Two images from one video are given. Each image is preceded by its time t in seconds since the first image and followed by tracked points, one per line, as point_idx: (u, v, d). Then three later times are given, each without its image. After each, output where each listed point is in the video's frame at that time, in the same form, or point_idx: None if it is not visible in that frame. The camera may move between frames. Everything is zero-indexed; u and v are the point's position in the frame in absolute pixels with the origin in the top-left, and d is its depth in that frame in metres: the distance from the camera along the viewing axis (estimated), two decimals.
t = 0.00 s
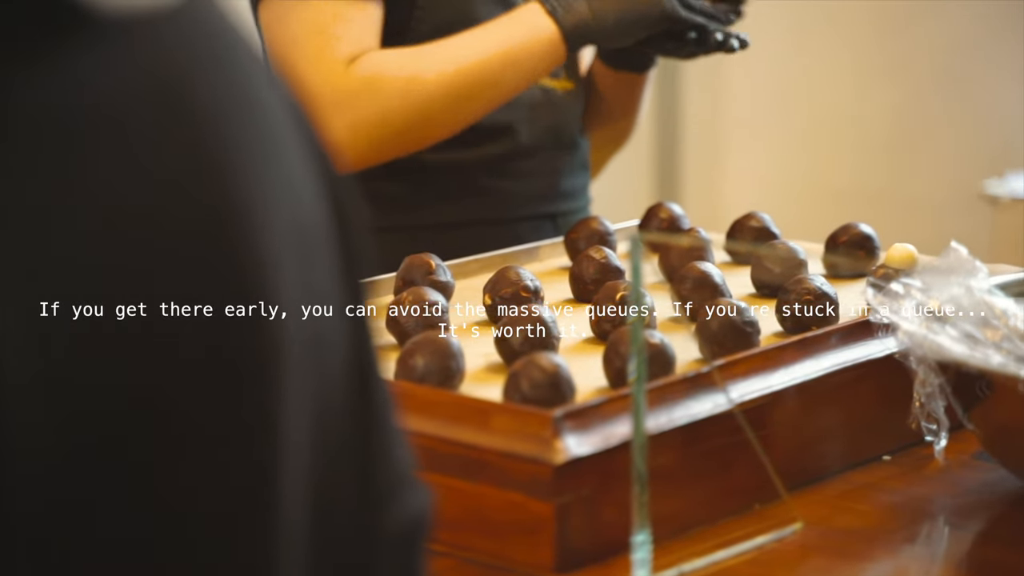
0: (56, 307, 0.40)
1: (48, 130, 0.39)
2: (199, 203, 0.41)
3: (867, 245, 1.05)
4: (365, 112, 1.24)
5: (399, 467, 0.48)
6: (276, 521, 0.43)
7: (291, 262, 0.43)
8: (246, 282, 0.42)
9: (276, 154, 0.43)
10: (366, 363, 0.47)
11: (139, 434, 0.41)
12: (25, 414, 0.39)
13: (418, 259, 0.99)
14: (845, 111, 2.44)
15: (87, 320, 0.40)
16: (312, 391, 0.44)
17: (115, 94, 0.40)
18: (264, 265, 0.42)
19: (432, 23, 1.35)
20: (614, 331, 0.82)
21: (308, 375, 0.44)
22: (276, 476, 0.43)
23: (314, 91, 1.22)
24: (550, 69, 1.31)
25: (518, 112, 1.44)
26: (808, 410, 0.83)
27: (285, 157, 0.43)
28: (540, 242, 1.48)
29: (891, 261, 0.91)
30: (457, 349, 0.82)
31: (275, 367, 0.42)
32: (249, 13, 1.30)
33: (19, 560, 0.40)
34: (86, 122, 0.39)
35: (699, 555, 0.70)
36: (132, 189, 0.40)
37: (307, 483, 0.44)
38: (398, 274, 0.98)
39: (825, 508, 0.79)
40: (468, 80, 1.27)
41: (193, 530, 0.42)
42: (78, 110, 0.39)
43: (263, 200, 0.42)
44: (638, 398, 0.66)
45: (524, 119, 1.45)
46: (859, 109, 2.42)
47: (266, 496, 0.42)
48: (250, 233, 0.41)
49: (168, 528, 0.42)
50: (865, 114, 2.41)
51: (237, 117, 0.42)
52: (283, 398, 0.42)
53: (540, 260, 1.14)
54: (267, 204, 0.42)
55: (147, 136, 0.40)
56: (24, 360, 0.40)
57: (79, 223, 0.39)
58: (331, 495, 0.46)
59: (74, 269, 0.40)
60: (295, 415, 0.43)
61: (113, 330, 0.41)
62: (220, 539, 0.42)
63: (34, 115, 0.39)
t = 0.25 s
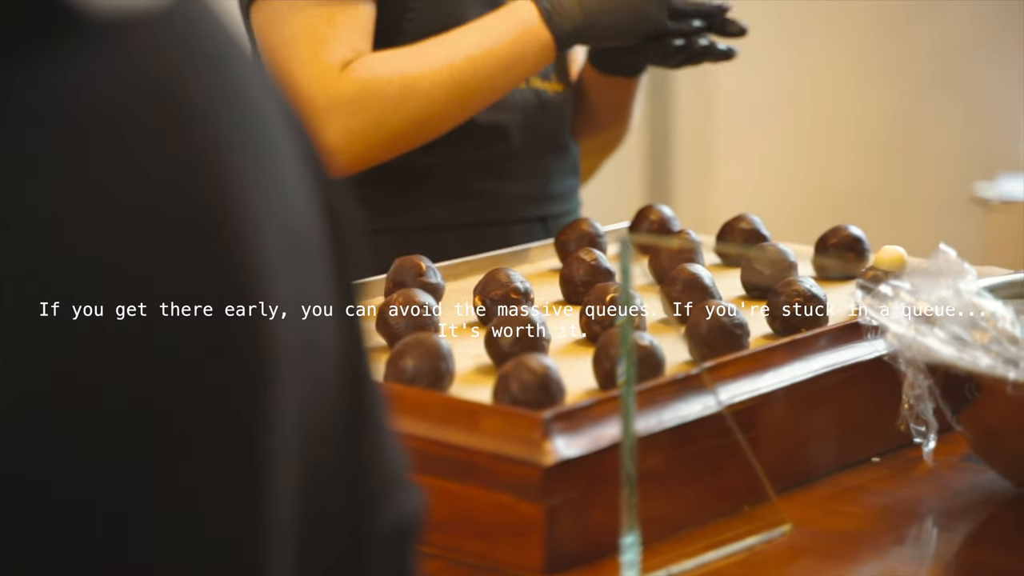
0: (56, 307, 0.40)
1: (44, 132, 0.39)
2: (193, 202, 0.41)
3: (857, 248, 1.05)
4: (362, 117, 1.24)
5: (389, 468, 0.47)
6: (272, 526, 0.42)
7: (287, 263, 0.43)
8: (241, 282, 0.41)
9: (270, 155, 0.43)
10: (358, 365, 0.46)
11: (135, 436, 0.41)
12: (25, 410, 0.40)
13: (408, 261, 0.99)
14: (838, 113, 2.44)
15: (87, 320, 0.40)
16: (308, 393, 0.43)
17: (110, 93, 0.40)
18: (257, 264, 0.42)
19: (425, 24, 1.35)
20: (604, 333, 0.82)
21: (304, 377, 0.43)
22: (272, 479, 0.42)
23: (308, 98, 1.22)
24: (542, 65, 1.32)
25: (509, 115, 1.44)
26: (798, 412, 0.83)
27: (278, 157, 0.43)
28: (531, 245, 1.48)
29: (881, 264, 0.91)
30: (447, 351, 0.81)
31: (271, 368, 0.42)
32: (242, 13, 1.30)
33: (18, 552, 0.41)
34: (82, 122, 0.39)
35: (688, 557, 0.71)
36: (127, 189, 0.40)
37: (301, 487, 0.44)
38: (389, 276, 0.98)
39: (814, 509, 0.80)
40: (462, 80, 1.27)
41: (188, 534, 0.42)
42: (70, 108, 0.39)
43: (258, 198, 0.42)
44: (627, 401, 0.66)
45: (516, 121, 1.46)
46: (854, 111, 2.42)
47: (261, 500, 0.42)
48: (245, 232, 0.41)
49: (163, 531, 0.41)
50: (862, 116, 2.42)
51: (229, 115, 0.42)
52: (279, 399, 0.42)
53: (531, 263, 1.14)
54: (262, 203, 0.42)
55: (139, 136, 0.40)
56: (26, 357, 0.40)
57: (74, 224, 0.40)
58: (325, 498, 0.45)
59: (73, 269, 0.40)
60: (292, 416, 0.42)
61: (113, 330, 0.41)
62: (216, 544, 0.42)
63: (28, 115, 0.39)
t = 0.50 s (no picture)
0: (56, 307, 0.41)
1: (41, 134, 0.40)
2: (183, 203, 0.41)
3: (844, 249, 1.05)
4: (355, 121, 1.24)
5: (380, 471, 0.47)
6: (260, 526, 0.42)
7: (279, 265, 0.43)
8: (230, 283, 0.42)
9: (261, 157, 0.43)
10: (347, 367, 0.46)
11: (130, 436, 0.41)
12: (26, 410, 0.41)
13: (396, 262, 0.99)
14: (826, 118, 2.44)
15: (87, 320, 0.41)
16: (297, 394, 0.43)
17: (100, 95, 0.40)
18: (247, 265, 0.42)
19: (410, 26, 1.35)
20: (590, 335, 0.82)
21: (293, 378, 0.43)
22: (260, 479, 0.42)
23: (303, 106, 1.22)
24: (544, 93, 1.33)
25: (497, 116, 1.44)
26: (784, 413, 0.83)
27: (270, 160, 0.43)
28: (519, 246, 1.48)
29: (868, 265, 0.91)
30: (434, 352, 0.82)
31: (259, 368, 0.42)
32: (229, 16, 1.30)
33: (18, 552, 0.41)
34: (74, 124, 0.40)
35: (674, 559, 0.71)
36: (129, 190, 0.41)
37: (290, 487, 0.44)
38: (377, 277, 0.98)
39: (800, 511, 0.80)
40: (462, 100, 1.28)
41: (179, 532, 0.42)
42: (62, 109, 0.40)
43: (247, 200, 0.42)
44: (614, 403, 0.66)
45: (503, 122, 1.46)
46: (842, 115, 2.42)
47: (248, 500, 0.42)
48: (233, 234, 0.42)
49: (156, 529, 0.42)
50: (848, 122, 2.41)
51: (219, 118, 0.42)
52: (267, 400, 0.42)
53: (518, 265, 1.14)
54: (251, 205, 0.42)
55: (130, 138, 0.41)
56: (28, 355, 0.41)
57: (71, 224, 0.40)
58: (315, 500, 0.45)
59: (74, 269, 0.41)
60: (279, 417, 0.43)
61: (114, 330, 0.41)
62: (206, 542, 0.42)
63: (24, 117, 0.39)
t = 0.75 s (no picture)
0: (56, 307, 0.41)
1: (36, 135, 0.40)
2: (174, 205, 0.41)
3: (828, 250, 1.05)
4: (341, 113, 1.24)
5: (367, 469, 0.48)
6: (243, 522, 0.43)
7: (263, 266, 0.43)
8: (218, 284, 0.42)
9: (248, 158, 0.43)
10: (332, 365, 0.47)
11: (121, 436, 0.41)
12: (26, 410, 0.41)
13: (381, 262, 0.99)
14: (812, 120, 2.45)
15: (87, 319, 0.41)
16: (281, 393, 0.44)
17: (92, 95, 0.40)
18: (234, 266, 0.42)
19: (396, 26, 1.35)
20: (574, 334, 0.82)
21: (277, 378, 0.44)
22: (244, 475, 0.43)
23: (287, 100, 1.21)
24: (525, 85, 1.34)
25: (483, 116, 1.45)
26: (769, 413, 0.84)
27: (256, 160, 0.44)
28: (504, 246, 1.48)
29: (852, 265, 0.92)
30: (419, 352, 0.82)
31: (249, 368, 0.43)
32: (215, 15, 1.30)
33: (18, 552, 0.42)
34: (66, 123, 0.40)
35: (657, 558, 0.71)
36: (128, 190, 0.41)
37: (275, 485, 0.44)
38: (362, 277, 0.98)
39: (784, 510, 0.80)
40: (446, 91, 1.28)
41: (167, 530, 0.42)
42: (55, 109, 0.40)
43: (234, 201, 0.42)
44: (597, 402, 0.66)
45: (488, 122, 1.46)
46: (830, 118, 2.43)
47: (236, 496, 0.43)
48: (222, 235, 0.42)
49: (142, 528, 0.42)
50: (835, 123, 2.42)
51: (209, 119, 0.42)
52: (251, 399, 0.43)
53: (503, 265, 1.15)
54: (238, 206, 0.43)
55: (122, 139, 0.41)
56: (29, 354, 0.41)
57: (68, 224, 0.40)
58: (302, 498, 0.45)
59: (74, 269, 0.41)
60: (262, 415, 0.43)
61: (114, 330, 0.42)
62: (191, 539, 0.43)
63: (21, 115, 0.39)
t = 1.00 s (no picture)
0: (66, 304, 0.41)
1: (32, 135, 0.40)
2: (161, 201, 0.41)
3: (813, 249, 1.06)
4: (337, 119, 1.24)
5: (352, 466, 0.48)
6: (227, 517, 0.43)
7: (251, 263, 0.43)
8: (204, 281, 0.42)
9: (233, 155, 0.43)
10: (317, 362, 0.47)
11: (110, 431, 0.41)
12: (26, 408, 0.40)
13: (367, 261, 0.99)
14: (798, 120, 2.45)
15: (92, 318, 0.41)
16: (265, 389, 0.44)
17: (78, 91, 0.41)
18: (220, 263, 0.42)
19: (383, 25, 1.35)
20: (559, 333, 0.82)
21: (263, 373, 0.44)
22: (228, 471, 0.43)
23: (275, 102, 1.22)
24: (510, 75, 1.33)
25: (468, 115, 1.45)
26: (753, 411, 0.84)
27: (241, 158, 0.44)
28: (490, 245, 1.49)
29: (837, 264, 0.92)
30: (403, 350, 0.82)
31: (235, 362, 0.43)
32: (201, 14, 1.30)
33: (19, 552, 0.41)
34: (63, 122, 0.40)
35: (641, 555, 0.72)
36: (118, 185, 0.41)
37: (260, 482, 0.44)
38: (347, 276, 0.98)
39: (767, 509, 0.80)
40: (433, 84, 1.28)
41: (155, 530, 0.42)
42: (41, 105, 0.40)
43: (220, 198, 0.42)
44: (582, 401, 0.66)
45: (474, 122, 1.46)
46: (817, 118, 2.43)
47: (221, 490, 0.43)
48: (208, 232, 0.42)
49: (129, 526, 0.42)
50: (823, 124, 2.42)
51: (195, 115, 0.42)
52: (236, 395, 0.43)
53: (489, 264, 1.15)
54: (223, 202, 0.42)
55: (110, 133, 0.41)
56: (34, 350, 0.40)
57: (55, 218, 0.40)
58: (289, 497, 0.45)
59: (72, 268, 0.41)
60: (247, 411, 0.43)
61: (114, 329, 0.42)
62: (178, 538, 0.42)
63: (18, 116, 0.40)
